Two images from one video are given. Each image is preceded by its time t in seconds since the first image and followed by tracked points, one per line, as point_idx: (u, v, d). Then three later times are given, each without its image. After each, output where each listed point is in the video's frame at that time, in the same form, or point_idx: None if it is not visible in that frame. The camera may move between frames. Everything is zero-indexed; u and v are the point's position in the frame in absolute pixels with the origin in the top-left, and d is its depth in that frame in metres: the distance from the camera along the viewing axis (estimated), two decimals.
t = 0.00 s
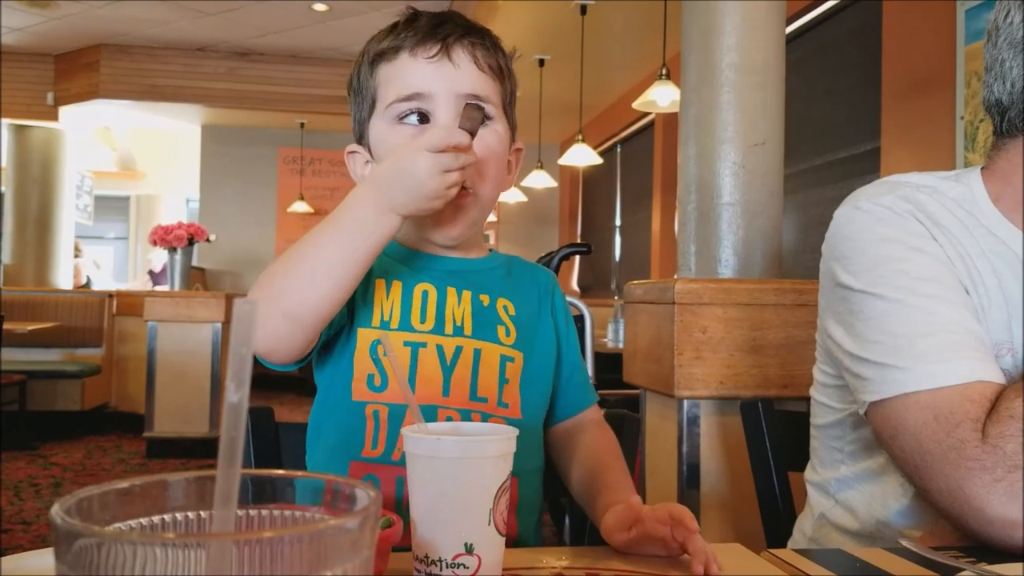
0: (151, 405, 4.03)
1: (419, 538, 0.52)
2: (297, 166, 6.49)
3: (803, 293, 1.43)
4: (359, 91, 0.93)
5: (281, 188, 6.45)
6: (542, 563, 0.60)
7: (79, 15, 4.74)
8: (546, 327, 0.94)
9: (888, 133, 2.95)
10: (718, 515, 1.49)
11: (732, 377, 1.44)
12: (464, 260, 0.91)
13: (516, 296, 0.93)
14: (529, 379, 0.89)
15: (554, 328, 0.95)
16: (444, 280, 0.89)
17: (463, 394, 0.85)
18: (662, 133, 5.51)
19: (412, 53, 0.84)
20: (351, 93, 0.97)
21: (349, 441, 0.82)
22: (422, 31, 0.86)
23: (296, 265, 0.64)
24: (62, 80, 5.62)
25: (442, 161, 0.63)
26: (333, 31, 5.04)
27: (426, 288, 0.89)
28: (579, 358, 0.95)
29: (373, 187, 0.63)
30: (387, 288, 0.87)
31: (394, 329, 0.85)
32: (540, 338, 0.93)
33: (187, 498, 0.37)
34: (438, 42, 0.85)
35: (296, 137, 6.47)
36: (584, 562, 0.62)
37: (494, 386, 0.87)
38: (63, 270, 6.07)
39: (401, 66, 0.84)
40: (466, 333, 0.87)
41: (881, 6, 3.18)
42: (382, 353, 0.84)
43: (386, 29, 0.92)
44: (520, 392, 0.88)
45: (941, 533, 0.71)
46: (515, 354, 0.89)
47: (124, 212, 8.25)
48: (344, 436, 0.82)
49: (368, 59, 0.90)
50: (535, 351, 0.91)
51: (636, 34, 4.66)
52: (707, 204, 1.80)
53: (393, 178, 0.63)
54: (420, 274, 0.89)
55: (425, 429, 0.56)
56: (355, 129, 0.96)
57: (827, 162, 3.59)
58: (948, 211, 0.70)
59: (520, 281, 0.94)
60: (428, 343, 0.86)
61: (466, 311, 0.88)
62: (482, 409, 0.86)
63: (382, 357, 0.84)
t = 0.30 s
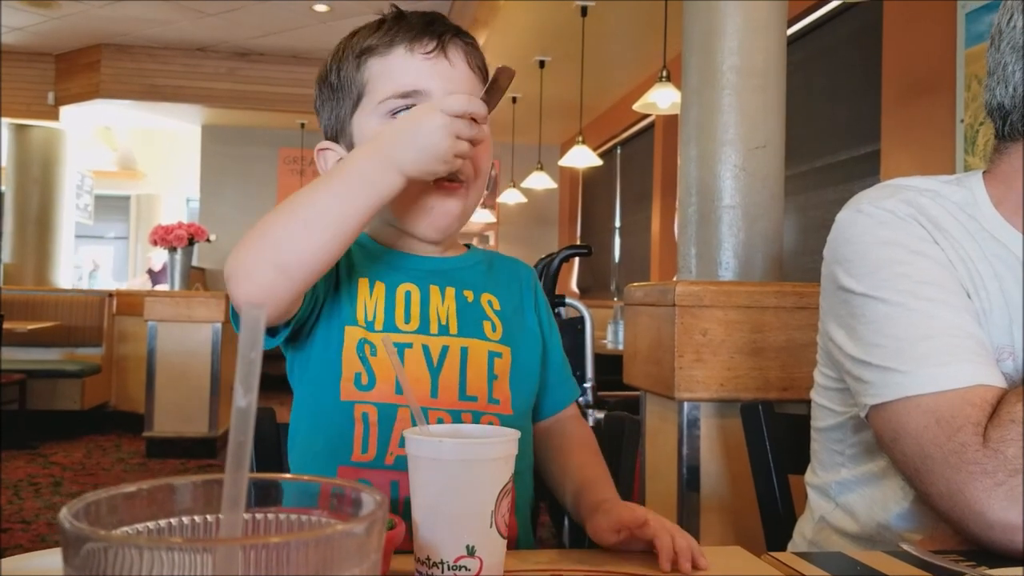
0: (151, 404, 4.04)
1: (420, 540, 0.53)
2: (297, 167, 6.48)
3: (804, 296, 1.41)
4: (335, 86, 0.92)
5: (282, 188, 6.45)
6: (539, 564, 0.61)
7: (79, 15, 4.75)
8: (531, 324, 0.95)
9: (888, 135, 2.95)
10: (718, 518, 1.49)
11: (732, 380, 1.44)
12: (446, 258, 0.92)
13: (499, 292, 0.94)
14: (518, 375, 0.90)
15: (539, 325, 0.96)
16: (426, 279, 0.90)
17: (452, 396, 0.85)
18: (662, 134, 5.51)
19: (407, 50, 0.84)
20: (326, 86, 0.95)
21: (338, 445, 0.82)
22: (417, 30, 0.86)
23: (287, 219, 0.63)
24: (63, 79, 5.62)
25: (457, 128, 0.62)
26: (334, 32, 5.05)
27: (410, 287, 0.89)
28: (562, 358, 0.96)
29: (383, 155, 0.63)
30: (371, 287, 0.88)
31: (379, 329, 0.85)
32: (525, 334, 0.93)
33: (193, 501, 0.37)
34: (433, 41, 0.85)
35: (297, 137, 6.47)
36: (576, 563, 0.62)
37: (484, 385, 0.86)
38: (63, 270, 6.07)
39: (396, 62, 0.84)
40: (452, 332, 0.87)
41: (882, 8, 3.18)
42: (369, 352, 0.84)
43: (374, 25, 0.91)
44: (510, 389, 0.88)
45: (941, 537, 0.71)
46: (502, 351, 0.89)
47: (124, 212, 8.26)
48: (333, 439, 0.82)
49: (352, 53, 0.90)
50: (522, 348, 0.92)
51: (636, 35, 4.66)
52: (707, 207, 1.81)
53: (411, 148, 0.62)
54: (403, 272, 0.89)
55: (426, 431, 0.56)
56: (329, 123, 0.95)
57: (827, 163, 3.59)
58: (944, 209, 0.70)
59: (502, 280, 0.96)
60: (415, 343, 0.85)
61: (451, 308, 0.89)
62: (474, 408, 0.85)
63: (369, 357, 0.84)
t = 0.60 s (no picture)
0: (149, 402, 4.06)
1: (419, 540, 0.53)
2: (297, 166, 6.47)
3: (801, 296, 1.41)
4: (310, 80, 0.91)
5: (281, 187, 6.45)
6: (542, 565, 0.61)
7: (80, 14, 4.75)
8: (497, 321, 1.00)
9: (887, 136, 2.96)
10: (715, 517, 1.50)
11: (729, 380, 1.44)
12: (412, 261, 0.95)
13: (457, 292, 0.99)
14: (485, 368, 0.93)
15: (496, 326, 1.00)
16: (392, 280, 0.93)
17: (427, 392, 0.87)
18: (661, 134, 5.52)
19: (395, 54, 0.86)
20: (297, 79, 0.94)
21: (324, 442, 0.82)
22: (404, 35, 0.88)
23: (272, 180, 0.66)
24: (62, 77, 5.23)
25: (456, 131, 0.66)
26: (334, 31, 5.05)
27: (378, 289, 0.91)
28: (520, 340, 0.98)
29: (379, 134, 0.67)
30: (339, 290, 0.90)
31: (352, 329, 0.87)
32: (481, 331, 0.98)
33: (192, 502, 0.37)
34: (422, 48, 0.88)
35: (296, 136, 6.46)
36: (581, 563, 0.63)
37: (455, 380, 0.90)
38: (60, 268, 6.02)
39: (383, 64, 0.85)
40: (423, 330, 0.90)
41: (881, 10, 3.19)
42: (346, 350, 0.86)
43: (357, 24, 0.92)
44: (479, 382, 0.92)
45: (937, 538, 0.72)
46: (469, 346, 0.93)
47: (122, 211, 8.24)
48: (317, 438, 0.82)
49: (334, 50, 0.90)
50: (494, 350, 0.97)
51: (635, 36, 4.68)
52: (705, 207, 1.81)
53: (409, 139, 0.66)
54: (370, 274, 0.92)
55: (425, 432, 0.56)
56: (300, 115, 0.94)
57: (825, 164, 3.60)
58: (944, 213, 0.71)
59: (458, 283, 1.00)
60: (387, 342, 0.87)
61: (419, 307, 0.92)
62: (447, 404, 0.89)
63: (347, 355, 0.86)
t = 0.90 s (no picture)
0: (150, 403, 4.07)
1: (415, 539, 0.53)
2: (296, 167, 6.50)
3: (799, 295, 1.43)
4: (315, 70, 0.92)
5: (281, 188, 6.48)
6: (538, 563, 0.61)
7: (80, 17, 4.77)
8: (476, 320, 1.01)
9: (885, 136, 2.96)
10: (714, 516, 1.50)
11: (728, 379, 1.44)
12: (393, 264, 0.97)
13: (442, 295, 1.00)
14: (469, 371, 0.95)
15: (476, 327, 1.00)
16: (380, 284, 0.94)
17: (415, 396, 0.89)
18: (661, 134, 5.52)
19: (411, 57, 0.88)
20: (299, 64, 0.93)
21: (311, 447, 0.82)
22: (417, 37, 0.90)
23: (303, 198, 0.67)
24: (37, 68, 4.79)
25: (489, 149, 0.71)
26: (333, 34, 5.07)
27: (366, 291, 0.92)
28: (497, 338, 0.99)
29: (416, 156, 0.70)
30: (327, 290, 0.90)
31: (340, 331, 0.87)
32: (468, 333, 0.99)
33: (185, 499, 0.37)
34: (436, 53, 0.90)
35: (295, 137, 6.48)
36: (580, 562, 0.63)
37: (441, 384, 0.91)
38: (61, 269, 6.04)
39: (400, 66, 0.87)
40: (409, 334, 0.92)
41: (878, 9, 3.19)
42: (334, 353, 0.86)
43: (366, 18, 0.93)
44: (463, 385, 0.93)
45: (935, 535, 0.71)
46: (457, 349, 0.94)
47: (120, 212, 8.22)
48: (302, 443, 0.82)
49: (343, 45, 0.90)
50: (477, 351, 0.98)
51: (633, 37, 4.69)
52: (703, 207, 1.81)
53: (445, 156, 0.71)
54: (358, 277, 0.93)
55: (421, 430, 0.56)
56: (298, 102, 0.94)
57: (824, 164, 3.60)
58: (943, 212, 0.71)
59: (443, 285, 1.01)
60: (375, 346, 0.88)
61: (406, 310, 0.93)
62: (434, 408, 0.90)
63: (335, 358, 0.86)
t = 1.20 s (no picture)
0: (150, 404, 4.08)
1: (416, 540, 0.53)
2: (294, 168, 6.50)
3: (799, 295, 1.44)
4: (372, 77, 0.87)
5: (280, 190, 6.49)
6: (540, 565, 0.61)
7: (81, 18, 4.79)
8: (475, 322, 1.01)
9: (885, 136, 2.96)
10: (714, 517, 1.50)
11: (727, 379, 1.44)
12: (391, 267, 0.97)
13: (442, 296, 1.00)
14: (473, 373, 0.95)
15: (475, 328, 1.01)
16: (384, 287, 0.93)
17: (427, 399, 0.88)
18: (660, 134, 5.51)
19: (471, 101, 0.89)
20: (354, 62, 0.87)
21: (320, 454, 0.81)
22: (477, 79, 0.91)
23: (358, 234, 0.69)
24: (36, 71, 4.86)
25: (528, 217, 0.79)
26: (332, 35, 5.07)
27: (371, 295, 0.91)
28: (494, 339, 1.00)
29: (462, 201, 0.75)
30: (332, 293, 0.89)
31: (348, 335, 0.86)
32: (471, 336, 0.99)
33: (185, 501, 0.37)
34: (490, 101, 0.92)
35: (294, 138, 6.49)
36: (584, 564, 0.63)
37: (447, 387, 0.91)
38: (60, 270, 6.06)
39: (459, 108, 0.88)
40: (416, 337, 0.91)
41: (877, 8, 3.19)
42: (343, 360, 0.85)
43: (432, 40, 0.90)
44: (468, 388, 0.94)
45: (936, 535, 0.71)
46: (454, 353, 0.95)
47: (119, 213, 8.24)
48: (313, 449, 0.81)
49: (407, 64, 0.87)
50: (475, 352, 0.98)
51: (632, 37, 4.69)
52: (702, 208, 1.82)
53: (488, 208, 0.76)
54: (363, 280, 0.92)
55: (422, 432, 0.56)
56: (342, 100, 0.88)
57: (823, 164, 3.61)
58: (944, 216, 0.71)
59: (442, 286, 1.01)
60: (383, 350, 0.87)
61: (411, 314, 0.93)
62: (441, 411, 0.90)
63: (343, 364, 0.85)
